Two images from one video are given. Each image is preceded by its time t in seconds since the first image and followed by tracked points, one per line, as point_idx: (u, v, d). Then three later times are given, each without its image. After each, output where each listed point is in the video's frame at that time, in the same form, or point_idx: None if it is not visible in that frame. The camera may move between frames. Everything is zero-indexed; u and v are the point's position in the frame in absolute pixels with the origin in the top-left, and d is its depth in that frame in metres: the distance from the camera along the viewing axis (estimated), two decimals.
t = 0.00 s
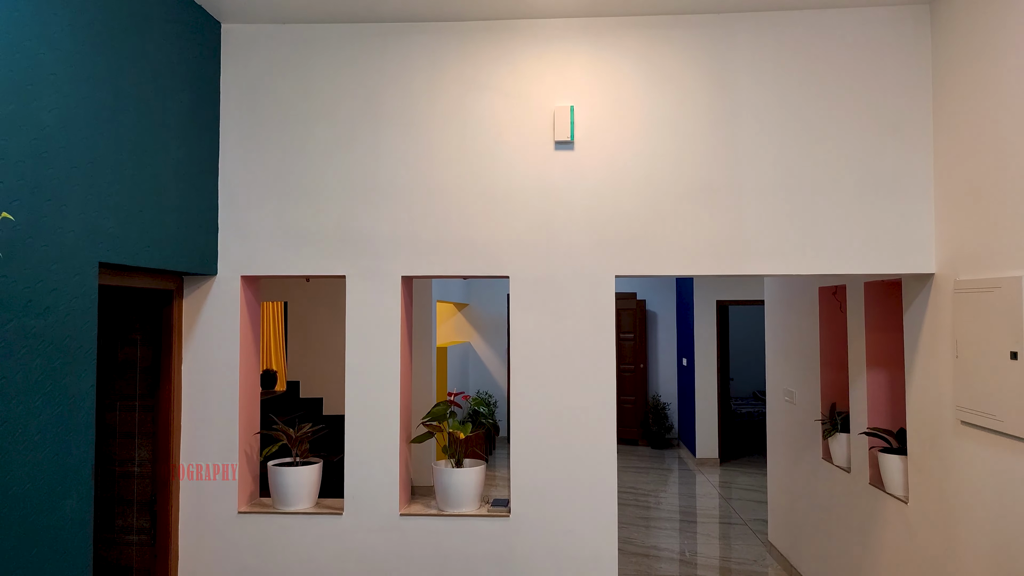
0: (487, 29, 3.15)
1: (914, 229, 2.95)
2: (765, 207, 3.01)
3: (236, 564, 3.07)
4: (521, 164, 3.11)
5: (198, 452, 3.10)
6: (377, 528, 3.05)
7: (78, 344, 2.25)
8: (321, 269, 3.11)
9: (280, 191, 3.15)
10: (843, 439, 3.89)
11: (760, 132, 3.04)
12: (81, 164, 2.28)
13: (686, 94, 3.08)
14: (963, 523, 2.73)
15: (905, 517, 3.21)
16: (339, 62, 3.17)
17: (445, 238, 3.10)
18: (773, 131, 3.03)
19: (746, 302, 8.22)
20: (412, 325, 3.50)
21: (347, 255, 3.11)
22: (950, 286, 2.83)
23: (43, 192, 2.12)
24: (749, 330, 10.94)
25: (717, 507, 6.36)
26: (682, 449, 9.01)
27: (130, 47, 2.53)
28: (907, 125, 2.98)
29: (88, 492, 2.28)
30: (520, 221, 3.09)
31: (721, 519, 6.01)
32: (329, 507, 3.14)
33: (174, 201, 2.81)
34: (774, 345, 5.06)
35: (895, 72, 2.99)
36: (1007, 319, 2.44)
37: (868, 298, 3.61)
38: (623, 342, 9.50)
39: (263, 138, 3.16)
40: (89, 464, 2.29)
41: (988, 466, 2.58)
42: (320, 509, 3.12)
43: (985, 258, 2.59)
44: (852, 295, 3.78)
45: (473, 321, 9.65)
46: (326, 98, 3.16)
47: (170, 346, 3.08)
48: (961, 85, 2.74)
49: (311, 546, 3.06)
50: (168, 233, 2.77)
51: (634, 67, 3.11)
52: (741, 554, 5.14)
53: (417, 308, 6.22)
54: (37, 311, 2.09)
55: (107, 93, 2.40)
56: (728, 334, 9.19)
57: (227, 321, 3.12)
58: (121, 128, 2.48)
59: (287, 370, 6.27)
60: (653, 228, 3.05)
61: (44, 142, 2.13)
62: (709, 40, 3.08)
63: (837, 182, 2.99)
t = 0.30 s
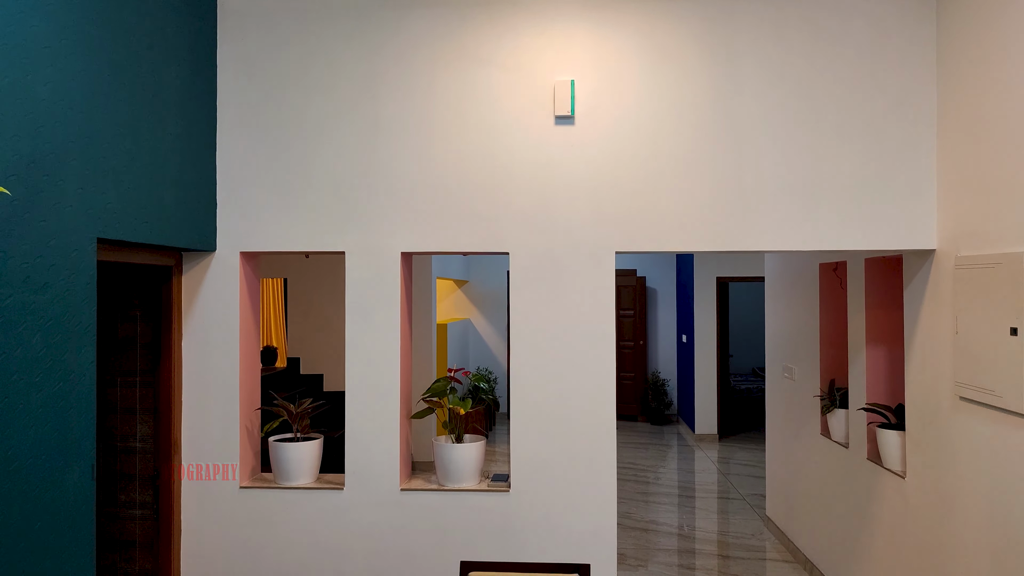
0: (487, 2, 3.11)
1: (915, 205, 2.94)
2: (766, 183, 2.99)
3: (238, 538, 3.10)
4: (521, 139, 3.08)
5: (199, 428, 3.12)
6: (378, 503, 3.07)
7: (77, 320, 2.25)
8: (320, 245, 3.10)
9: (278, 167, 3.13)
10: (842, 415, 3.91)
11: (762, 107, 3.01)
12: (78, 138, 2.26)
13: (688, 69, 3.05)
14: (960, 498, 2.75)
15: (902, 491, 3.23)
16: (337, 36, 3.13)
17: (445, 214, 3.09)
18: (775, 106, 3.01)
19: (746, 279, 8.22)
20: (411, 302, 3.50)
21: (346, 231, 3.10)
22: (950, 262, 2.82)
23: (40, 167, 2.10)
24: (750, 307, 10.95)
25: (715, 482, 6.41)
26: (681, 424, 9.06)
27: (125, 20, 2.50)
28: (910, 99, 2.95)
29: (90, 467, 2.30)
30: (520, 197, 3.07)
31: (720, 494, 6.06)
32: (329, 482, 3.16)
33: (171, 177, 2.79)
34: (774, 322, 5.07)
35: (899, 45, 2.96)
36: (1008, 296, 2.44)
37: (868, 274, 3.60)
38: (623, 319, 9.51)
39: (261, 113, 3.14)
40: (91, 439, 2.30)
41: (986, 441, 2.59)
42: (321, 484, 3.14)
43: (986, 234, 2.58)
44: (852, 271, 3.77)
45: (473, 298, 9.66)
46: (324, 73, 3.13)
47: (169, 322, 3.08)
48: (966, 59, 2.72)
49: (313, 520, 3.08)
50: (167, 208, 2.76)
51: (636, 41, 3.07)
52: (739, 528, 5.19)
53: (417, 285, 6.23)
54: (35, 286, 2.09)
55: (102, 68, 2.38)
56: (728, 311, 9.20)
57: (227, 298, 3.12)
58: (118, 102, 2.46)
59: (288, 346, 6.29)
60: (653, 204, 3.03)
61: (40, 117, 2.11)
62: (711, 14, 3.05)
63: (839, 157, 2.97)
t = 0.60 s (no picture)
0: None
1: (919, 181, 2.92)
2: (769, 159, 2.97)
3: (241, 513, 3.12)
4: (522, 114, 3.06)
5: (201, 404, 3.12)
6: (379, 478, 3.09)
7: (77, 295, 2.25)
8: (320, 221, 3.09)
9: (277, 143, 3.10)
10: (841, 392, 3.92)
11: (766, 82, 2.98)
12: (75, 112, 2.24)
13: (691, 43, 3.01)
14: (959, 473, 2.77)
15: (900, 467, 3.25)
16: (335, 9, 3.09)
17: (445, 190, 3.07)
18: (779, 81, 2.97)
19: (747, 256, 8.20)
20: (412, 279, 3.49)
21: (346, 208, 3.08)
22: (953, 238, 2.81)
23: (37, 142, 2.09)
24: (750, 284, 10.95)
25: (714, 458, 6.45)
26: (681, 401, 9.10)
27: None
28: (915, 74, 2.92)
29: (93, 442, 2.30)
30: (521, 173, 3.05)
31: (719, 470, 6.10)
32: (331, 458, 3.18)
33: (170, 153, 2.77)
34: (775, 299, 5.06)
35: (905, 19, 2.92)
36: (1010, 272, 2.43)
37: (870, 250, 3.59)
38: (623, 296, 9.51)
39: (260, 88, 3.11)
40: (93, 414, 2.31)
41: (986, 417, 2.60)
42: (323, 459, 3.15)
43: (989, 210, 2.57)
44: (854, 248, 3.76)
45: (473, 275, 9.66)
46: (323, 47, 3.09)
47: (170, 299, 3.07)
48: (972, 33, 2.68)
49: (315, 495, 3.10)
50: (166, 183, 2.74)
51: (638, 14, 3.04)
52: (737, 503, 5.23)
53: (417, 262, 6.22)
54: (35, 262, 2.08)
55: (99, 41, 2.35)
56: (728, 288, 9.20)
57: (227, 275, 3.11)
58: (115, 76, 2.43)
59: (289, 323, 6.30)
60: (655, 180, 3.01)
61: (36, 91, 2.08)
62: None
63: (842, 133, 2.95)
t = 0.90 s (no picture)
0: None
1: (922, 157, 2.89)
2: (771, 134, 2.94)
3: (242, 488, 3.14)
4: (523, 89, 3.02)
5: (201, 381, 3.12)
6: (380, 454, 3.10)
7: (76, 271, 2.24)
8: (319, 197, 3.07)
9: (276, 118, 3.07)
10: (842, 368, 3.92)
11: (769, 56, 2.94)
12: (70, 86, 2.21)
13: (694, 15, 2.97)
14: (958, 449, 2.77)
15: (900, 443, 3.26)
16: None
17: (445, 166, 3.05)
18: (783, 55, 2.94)
19: (748, 233, 8.16)
20: (412, 255, 3.48)
21: (345, 183, 3.06)
22: (956, 214, 2.80)
23: (32, 117, 2.07)
24: (751, 261, 10.94)
25: (714, 434, 6.48)
26: (681, 378, 9.13)
27: None
28: (920, 47, 2.88)
29: (94, 418, 2.30)
30: (522, 148, 3.03)
31: (718, 446, 6.13)
32: (332, 434, 3.19)
33: (167, 128, 2.75)
34: (776, 276, 5.05)
35: None
36: (1012, 248, 2.42)
37: (871, 226, 3.57)
38: (623, 273, 9.49)
39: (257, 62, 3.07)
40: (94, 390, 2.31)
41: (986, 393, 2.60)
42: (323, 436, 3.16)
43: (993, 185, 2.55)
44: (856, 224, 3.74)
45: (474, 252, 9.64)
46: (320, 19, 3.05)
47: (169, 275, 3.06)
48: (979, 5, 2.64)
49: (316, 471, 3.11)
50: (163, 159, 2.72)
51: None
52: (736, 479, 5.27)
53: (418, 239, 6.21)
54: (32, 238, 2.07)
55: (93, 14, 2.31)
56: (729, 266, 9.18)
57: (226, 252, 3.09)
58: (110, 50, 2.40)
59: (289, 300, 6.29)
60: (657, 156, 2.99)
61: (30, 65, 2.06)
62: None
63: (846, 108, 2.92)
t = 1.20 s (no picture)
0: None
1: (925, 132, 2.87)
2: (773, 109, 2.92)
3: (243, 463, 3.15)
4: (523, 63, 2.99)
5: (201, 357, 3.12)
6: (380, 429, 3.11)
7: (75, 246, 2.23)
8: (318, 172, 3.05)
9: (273, 92, 3.04)
10: (841, 344, 3.92)
11: (772, 29, 2.91)
12: (64, 59, 2.18)
13: None
14: (957, 424, 2.79)
15: (898, 419, 3.27)
16: None
17: (445, 141, 3.02)
18: (785, 28, 2.90)
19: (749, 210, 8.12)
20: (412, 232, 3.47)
21: (344, 158, 3.04)
22: (958, 189, 2.79)
23: (27, 90, 2.04)
24: (751, 238, 10.92)
25: (713, 411, 6.51)
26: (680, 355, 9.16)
27: None
28: (925, 21, 2.85)
29: (95, 393, 2.31)
30: (522, 123, 3.00)
31: (717, 422, 6.16)
32: (332, 409, 3.20)
33: (163, 102, 2.72)
34: (776, 252, 5.04)
35: None
36: (1014, 223, 2.41)
37: (873, 202, 3.56)
38: (623, 250, 9.46)
39: (254, 36, 3.03)
40: (94, 366, 2.31)
41: (986, 369, 2.60)
42: (324, 411, 3.17)
43: (996, 160, 2.53)
44: (858, 200, 3.72)
45: (474, 229, 9.62)
46: None
47: (168, 252, 3.05)
48: None
49: (317, 446, 3.13)
50: (160, 133, 2.69)
51: None
52: (735, 455, 5.30)
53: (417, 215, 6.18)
54: (29, 213, 2.06)
55: None
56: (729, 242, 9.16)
57: (225, 228, 3.08)
58: (104, 22, 2.37)
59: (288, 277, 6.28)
60: (658, 131, 2.96)
61: (23, 37, 2.03)
62: None
63: (849, 82, 2.89)
